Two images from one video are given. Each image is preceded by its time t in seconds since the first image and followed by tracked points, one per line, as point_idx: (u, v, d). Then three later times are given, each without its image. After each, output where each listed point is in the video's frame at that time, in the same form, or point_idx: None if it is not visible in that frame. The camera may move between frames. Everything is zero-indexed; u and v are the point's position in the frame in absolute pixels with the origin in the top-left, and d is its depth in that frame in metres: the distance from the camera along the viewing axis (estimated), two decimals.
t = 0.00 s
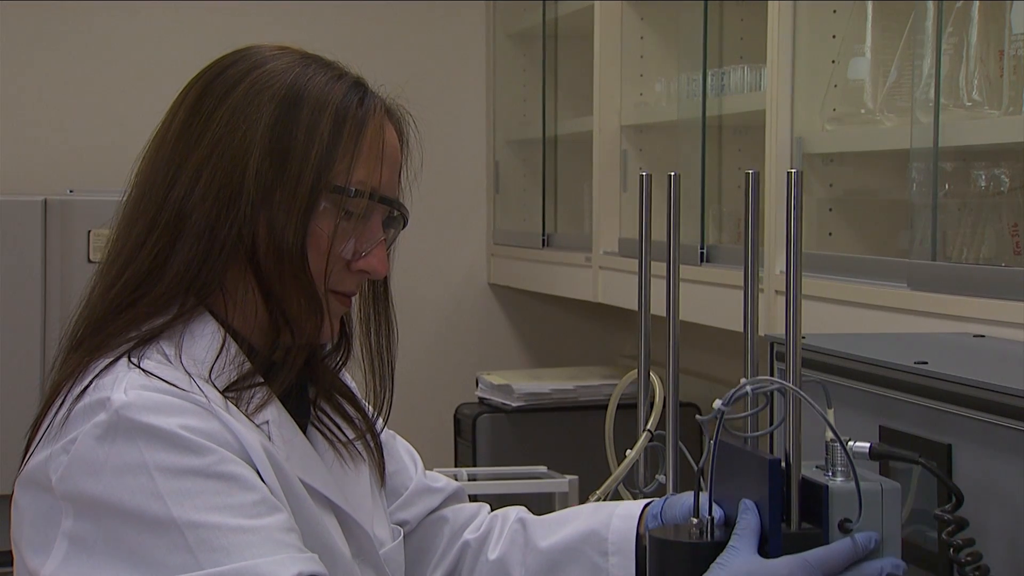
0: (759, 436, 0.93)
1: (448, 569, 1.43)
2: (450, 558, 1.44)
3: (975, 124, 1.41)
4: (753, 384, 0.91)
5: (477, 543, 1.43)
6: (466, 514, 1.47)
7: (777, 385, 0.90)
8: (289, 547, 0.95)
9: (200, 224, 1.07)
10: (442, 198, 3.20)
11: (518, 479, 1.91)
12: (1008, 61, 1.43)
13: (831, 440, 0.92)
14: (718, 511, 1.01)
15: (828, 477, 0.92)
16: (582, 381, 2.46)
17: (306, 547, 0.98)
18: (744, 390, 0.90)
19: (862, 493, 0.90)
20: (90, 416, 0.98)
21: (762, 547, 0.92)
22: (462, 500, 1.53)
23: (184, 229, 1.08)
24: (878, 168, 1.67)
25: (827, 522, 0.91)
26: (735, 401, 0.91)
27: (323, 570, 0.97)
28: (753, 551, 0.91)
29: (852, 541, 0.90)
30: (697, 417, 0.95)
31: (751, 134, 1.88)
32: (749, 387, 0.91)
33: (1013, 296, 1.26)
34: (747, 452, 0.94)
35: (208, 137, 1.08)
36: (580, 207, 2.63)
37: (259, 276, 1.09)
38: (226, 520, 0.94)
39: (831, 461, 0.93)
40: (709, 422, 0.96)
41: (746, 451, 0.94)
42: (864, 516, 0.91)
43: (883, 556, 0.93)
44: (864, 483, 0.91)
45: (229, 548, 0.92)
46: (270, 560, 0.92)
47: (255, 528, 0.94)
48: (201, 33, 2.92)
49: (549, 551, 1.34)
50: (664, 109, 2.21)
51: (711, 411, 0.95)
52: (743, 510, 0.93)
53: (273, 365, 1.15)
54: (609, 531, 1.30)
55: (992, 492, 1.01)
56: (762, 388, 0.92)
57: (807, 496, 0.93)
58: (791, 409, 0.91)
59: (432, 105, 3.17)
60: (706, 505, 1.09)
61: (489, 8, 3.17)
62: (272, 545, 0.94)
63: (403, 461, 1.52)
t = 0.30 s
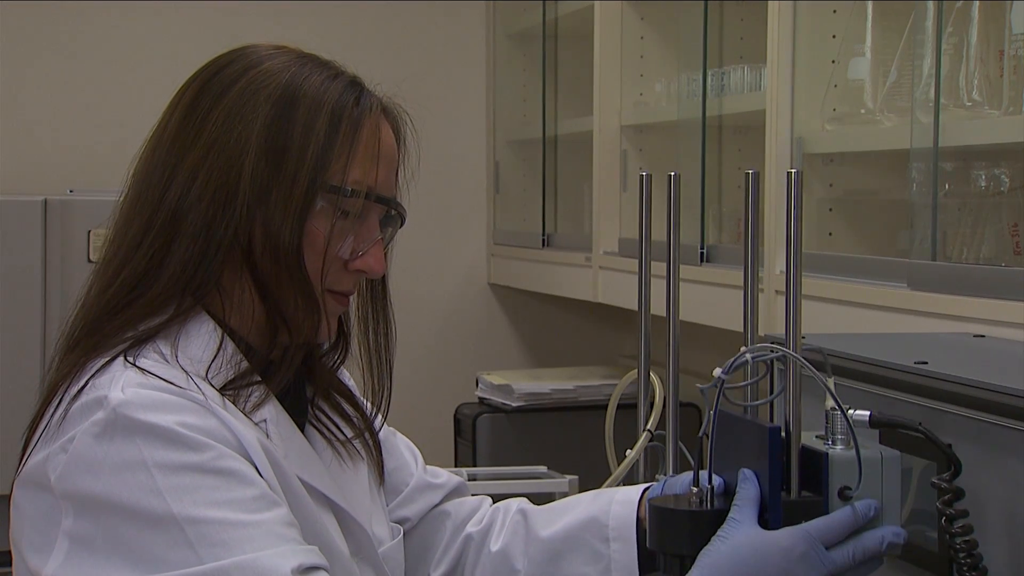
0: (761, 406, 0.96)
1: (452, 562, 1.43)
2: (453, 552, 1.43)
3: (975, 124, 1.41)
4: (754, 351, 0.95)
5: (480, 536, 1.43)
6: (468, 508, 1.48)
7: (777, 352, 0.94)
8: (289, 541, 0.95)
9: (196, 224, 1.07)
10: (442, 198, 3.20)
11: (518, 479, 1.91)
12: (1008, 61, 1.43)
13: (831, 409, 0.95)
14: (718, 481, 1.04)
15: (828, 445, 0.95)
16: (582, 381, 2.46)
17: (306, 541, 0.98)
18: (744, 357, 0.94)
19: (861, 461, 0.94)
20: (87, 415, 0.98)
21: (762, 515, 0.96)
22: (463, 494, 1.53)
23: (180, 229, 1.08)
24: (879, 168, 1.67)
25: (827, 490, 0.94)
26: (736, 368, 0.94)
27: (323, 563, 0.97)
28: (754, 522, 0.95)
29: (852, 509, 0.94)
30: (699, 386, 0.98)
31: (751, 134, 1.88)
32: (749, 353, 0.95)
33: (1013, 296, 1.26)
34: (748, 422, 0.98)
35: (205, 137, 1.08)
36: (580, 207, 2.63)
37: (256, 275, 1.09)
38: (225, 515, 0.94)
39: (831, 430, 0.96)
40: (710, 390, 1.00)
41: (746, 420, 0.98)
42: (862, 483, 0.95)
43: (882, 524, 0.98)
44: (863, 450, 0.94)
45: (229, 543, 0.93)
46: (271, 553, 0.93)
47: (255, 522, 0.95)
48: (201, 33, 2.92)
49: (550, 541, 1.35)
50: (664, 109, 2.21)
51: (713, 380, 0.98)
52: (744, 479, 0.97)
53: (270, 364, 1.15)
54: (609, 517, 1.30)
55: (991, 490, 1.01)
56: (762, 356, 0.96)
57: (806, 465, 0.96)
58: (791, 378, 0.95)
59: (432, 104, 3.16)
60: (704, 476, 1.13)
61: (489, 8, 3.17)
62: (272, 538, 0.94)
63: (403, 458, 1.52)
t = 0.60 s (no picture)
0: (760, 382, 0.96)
1: (452, 558, 1.43)
2: (454, 548, 1.43)
3: (976, 123, 1.42)
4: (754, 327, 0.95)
5: (480, 532, 1.42)
6: (468, 504, 1.48)
7: (779, 327, 0.93)
8: (289, 534, 0.95)
9: (192, 225, 1.07)
10: (442, 198, 3.20)
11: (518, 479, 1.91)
12: (1008, 61, 1.44)
13: (831, 384, 0.95)
14: (718, 456, 1.03)
15: (828, 421, 0.95)
16: (582, 381, 2.46)
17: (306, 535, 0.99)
18: (744, 331, 0.93)
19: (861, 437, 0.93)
20: (86, 412, 0.98)
21: (762, 491, 0.96)
22: (462, 492, 1.53)
23: (177, 229, 1.08)
24: (879, 167, 1.67)
25: (827, 466, 0.94)
26: (735, 344, 0.94)
27: (324, 557, 0.99)
28: (753, 498, 0.95)
29: (852, 485, 0.94)
30: (699, 361, 0.98)
31: (752, 134, 1.89)
32: (750, 329, 0.95)
33: (1013, 296, 1.26)
34: (748, 399, 0.97)
35: (200, 138, 1.09)
36: (580, 206, 2.63)
37: (252, 275, 1.09)
38: (225, 509, 0.94)
39: (831, 406, 0.96)
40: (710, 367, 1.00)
41: (746, 396, 0.97)
42: (862, 458, 0.95)
43: (881, 499, 0.98)
44: (864, 425, 0.94)
45: (230, 537, 0.93)
46: (272, 545, 0.93)
47: (256, 516, 0.95)
48: (201, 33, 2.92)
49: (550, 534, 1.34)
50: (664, 108, 2.22)
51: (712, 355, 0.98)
52: (743, 454, 0.96)
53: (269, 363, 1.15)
54: (606, 505, 1.31)
55: (993, 491, 1.01)
56: (762, 333, 0.97)
57: (806, 441, 0.96)
58: (792, 353, 0.94)
59: (432, 105, 3.17)
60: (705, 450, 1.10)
61: (489, 8, 3.17)
62: (273, 532, 0.94)
63: (403, 455, 1.52)
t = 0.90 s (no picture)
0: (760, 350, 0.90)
1: (456, 554, 1.42)
2: (458, 542, 1.43)
3: (976, 123, 1.42)
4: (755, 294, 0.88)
5: (483, 524, 1.42)
6: (471, 499, 1.48)
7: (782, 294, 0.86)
8: (290, 523, 0.96)
9: (189, 224, 1.08)
10: (442, 198, 3.20)
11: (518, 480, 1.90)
12: (1009, 60, 1.44)
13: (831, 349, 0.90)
14: (718, 424, 0.99)
15: (828, 388, 0.90)
16: (582, 381, 2.46)
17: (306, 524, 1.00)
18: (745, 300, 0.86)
19: (862, 404, 0.88)
20: (85, 409, 0.99)
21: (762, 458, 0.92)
22: (464, 488, 1.53)
23: (173, 229, 1.09)
24: (879, 168, 1.67)
25: (827, 433, 0.89)
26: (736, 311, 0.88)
27: (324, 544, 0.99)
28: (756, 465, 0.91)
29: (852, 451, 0.89)
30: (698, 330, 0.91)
31: (752, 134, 1.89)
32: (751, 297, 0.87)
33: (1013, 296, 1.26)
34: (748, 366, 0.92)
35: (195, 137, 1.09)
36: (580, 206, 2.64)
37: (249, 273, 1.09)
38: (225, 501, 0.94)
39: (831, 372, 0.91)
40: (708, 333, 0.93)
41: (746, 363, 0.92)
42: (863, 423, 0.90)
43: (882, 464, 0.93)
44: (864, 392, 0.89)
45: (231, 529, 0.94)
46: (273, 534, 0.94)
47: (256, 507, 0.95)
48: (202, 33, 2.92)
49: (552, 520, 1.35)
50: (664, 108, 2.22)
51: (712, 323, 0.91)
52: (744, 420, 0.90)
53: (268, 361, 1.15)
54: (607, 487, 1.30)
55: (992, 492, 1.01)
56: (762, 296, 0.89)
57: (807, 406, 0.90)
58: (793, 320, 0.88)
59: (432, 104, 3.17)
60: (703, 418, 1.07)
61: (489, 8, 3.17)
62: (274, 522, 0.95)
63: (404, 452, 1.53)
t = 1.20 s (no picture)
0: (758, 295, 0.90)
1: (464, 542, 1.42)
2: (465, 530, 1.43)
3: (975, 123, 1.42)
4: (754, 240, 0.89)
5: (490, 510, 1.42)
6: (478, 487, 1.47)
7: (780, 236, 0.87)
8: (295, 505, 0.97)
9: (182, 223, 1.10)
10: (442, 197, 3.20)
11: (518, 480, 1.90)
12: (1008, 60, 1.45)
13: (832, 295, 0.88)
14: (718, 371, 0.97)
15: (828, 333, 0.88)
16: (582, 381, 2.45)
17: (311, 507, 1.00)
18: (744, 244, 0.88)
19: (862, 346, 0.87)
20: (84, 404, 1.00)
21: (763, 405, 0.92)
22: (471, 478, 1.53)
23: (166, 228, 1.11)
24: (879, 167, 1.67)
25: (827, 377, 0.88)
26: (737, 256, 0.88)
27: (329, 524, 0.99)
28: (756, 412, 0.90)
29: (852, 396, 0.88)
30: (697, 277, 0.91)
31: (752, 134, 1.89)
32: (749, 241, 0.89)
33: (1013, 296, 1.26)
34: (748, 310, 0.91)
35: (184, 137, 1.11)
36: (580, 205, 2.64)
37: (244, 269, 1.11)
38: (229, 487, 0.95)
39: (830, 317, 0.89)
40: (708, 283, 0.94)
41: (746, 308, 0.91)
42: (863, 367, 0.89)
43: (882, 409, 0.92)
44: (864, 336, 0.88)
45: (236, 514, 0.94)
46: (278, 514, 0.94)
47: (261, 491, 0.96)
48: (202, 33, 2.92)
49: (557, 498, 1.35)
50: (664, 108, 2.22)
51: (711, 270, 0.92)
52: (744, 367, 0.89)
53: (266, 359, 1.16)
54: (608, 458, 1.29)
55: (993, 494, 1.00)
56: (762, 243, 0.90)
57: (807, 352, 0.90)
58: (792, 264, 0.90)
59: (432, 104, 3.16)
60: (700, 365, 1.05)
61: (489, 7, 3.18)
62: (279, 504, 0.95)
63: (408, 447, 1.54)
